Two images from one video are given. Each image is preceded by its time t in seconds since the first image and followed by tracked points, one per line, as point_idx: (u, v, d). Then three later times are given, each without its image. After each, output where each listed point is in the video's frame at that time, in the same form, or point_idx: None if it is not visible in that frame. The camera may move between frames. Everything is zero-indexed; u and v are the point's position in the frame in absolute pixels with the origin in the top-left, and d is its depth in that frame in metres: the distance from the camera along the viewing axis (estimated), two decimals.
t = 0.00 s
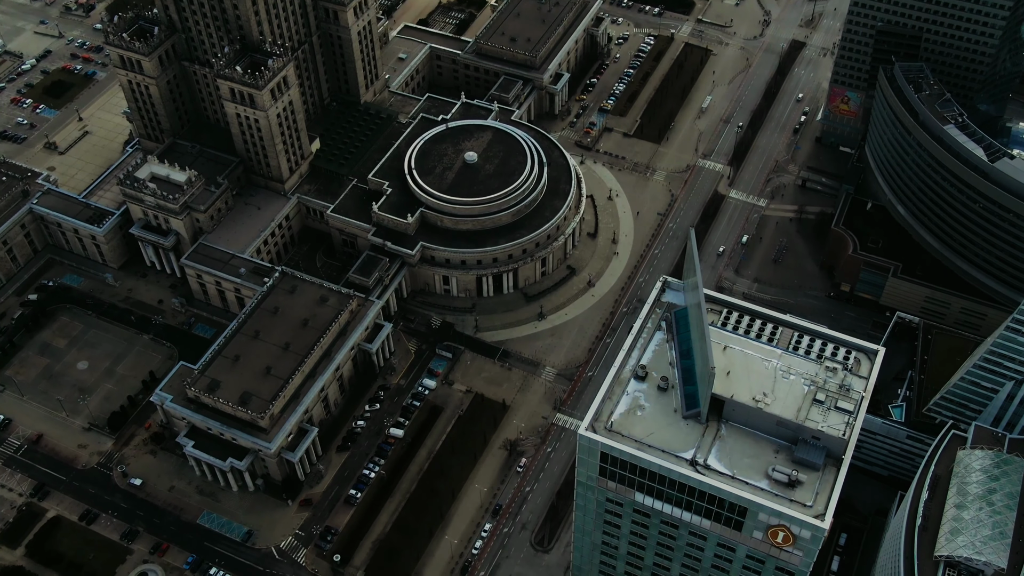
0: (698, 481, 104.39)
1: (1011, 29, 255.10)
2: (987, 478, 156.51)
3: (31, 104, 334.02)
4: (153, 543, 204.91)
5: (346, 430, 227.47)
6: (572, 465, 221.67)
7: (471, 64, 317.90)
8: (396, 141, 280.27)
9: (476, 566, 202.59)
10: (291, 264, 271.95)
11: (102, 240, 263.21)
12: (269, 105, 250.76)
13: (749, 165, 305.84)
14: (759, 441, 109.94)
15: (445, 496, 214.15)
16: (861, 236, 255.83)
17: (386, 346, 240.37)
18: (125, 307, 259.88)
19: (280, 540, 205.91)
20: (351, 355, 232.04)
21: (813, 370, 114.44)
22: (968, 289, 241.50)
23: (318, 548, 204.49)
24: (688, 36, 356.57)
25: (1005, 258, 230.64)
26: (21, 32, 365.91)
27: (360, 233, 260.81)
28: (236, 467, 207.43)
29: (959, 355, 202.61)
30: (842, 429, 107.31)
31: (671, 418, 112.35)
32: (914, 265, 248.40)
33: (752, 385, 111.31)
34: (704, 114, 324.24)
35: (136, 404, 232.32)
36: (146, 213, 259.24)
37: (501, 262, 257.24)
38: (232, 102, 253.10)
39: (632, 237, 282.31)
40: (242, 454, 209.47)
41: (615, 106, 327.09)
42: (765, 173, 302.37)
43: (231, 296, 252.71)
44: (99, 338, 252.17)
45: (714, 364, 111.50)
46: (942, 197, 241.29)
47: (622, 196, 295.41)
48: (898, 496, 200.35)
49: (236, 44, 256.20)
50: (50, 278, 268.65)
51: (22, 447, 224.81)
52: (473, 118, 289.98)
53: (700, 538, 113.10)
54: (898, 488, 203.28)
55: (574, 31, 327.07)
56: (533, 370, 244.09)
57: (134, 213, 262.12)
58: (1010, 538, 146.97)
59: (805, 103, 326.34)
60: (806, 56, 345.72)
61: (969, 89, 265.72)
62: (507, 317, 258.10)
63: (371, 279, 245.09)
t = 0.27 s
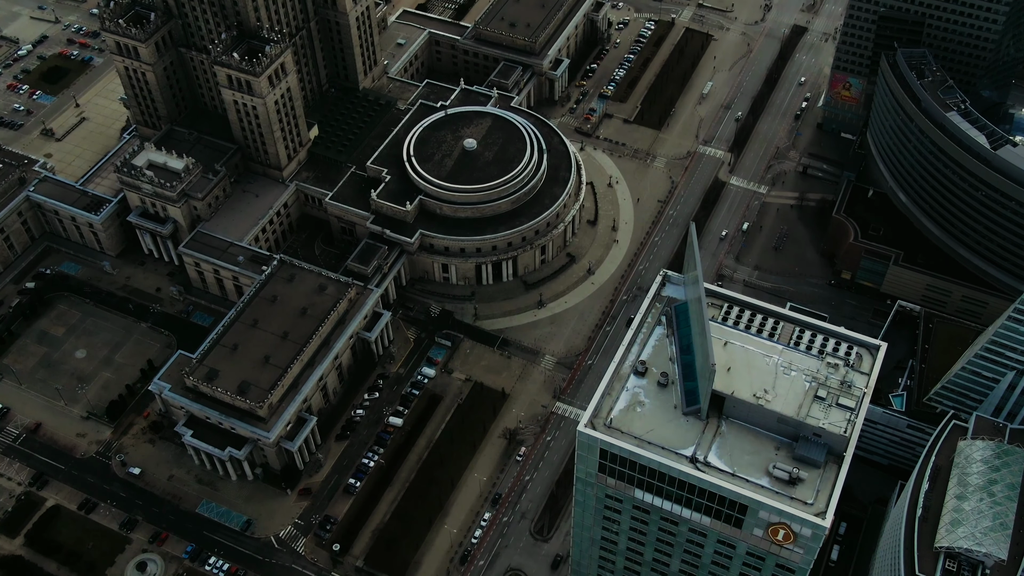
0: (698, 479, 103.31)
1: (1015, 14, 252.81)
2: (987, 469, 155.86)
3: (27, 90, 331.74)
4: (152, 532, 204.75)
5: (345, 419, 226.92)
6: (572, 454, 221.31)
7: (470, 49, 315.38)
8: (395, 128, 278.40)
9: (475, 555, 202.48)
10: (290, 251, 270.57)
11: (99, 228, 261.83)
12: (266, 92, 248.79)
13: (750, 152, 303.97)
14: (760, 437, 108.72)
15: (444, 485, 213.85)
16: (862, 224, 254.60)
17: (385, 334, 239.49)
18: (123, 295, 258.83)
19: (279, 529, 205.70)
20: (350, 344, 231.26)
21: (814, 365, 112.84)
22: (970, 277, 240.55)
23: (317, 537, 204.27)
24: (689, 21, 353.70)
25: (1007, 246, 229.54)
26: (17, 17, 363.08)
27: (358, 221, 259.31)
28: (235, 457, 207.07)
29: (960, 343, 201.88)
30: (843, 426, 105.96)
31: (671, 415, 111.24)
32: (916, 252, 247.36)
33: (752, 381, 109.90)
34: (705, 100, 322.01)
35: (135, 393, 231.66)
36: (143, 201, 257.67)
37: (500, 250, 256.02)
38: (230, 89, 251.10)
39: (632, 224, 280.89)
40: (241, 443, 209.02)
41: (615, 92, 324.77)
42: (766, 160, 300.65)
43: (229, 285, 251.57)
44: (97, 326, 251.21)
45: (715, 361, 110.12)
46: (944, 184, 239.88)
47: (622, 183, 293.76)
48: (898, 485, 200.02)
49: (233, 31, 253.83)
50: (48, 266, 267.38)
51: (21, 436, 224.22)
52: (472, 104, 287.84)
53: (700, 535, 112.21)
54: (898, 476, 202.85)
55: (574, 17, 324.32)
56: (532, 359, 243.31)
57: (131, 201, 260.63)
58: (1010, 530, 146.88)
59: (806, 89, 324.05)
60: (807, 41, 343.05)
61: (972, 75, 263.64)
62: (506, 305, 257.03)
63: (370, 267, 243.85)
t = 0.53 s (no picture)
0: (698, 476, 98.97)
1: None
2: (987, 460, 155.70)
3: (24, 76, 329.45)
4: (151, 522, 204.49)
5: (344, 408, 226.47)
6: (571, 443, 220.95)
7: (469, 35, 312.95)
8: (394, 115, 276.56)
9: (474, 545, 202.30)
10: (288, 239, 269.09)
11: (97, 216, 260.34)
12: (264, 80, 246.93)
13: (751, 138, 302.15)
14: (761, 435, 104.31)
15: (443, 475, 213.53)
16: (863, 211, 253.25)
17: (384, 323, 238.59)
18: (120, 284, 257.64)
19: (278, 518, 205.46)
20: (348, 332, 230.46)
21: (816, 362, 108.34)
22: (970, 265, 239.60)
23: (316, 526, 204.09)
24: (690, 6, 350.93)
25: (1008, 234, 228.35)
26: (13, 2, 360.14)
27: (356, 208, 257.95)
28: (234, 447, 206.61)
29: (960, 332, 201.10)
30: (845, 423, 101.54)
31: (671, 412, 106.81)
32: (918, 240, 245.86)
33: (753, 377, 105.40)
34: (706, 86, 319.83)
35: (133, 382, 230.91)
36: (141, 188, 255.94)
37: (499, 238, 254.81)
38: (227, 76, 249.16)
39: (632, 212, 279.46)
40: (239, 433, 208.44)
41: (616, 78, 322.54)
42: (767, 146, 298.79)
43: (227, 273, 250.51)
44: (95, 314, 250.19)
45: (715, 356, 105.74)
46: (945, 172, 238.31)
47: (622, 170, 292.11)
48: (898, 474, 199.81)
49: (230, 17, 251.60)
50: (45, 254, 266.03)
51: (19, 426, 223.67)
52: (471, 91, 285.80)
53: (699, 533, 107.81)
54: (898, 466, 202.53)
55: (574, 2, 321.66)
56: (532, 347, 242.56)
57: (128, 188, 258.89)
58: (1010, 520, 145.72)
59: (808, 75, 321.85)
60: (809, 26, 340.45)
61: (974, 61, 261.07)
62: (506, 293, 256.02)
63: (368, 256, 242.56)
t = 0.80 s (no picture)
0: (698, 475, 98.03)
1: None
2: (988, 450, 154.65)
3: (19, 61, 326.72)
4: (149, 510, 204.17)
5: (343, 396, 225.81)
6: (570, 431, 220.51)
7: (468, 19, 310.20)
8: (392, 100, 274.54)
9: (473, 533, 202.11)
10: (286, 226, 267.51)
11: (94, 203, 258.67)
12: (261, 65, 244.82)
13: (751, 124, 300.11)
14: (762, 432, 103.26)
15: (443, 463, 213.15)
16: (864, 198, 251.84)
17: (383, 310, 237.52)
18: (118, 271, 256.26)
19: (277, 507, 205.19)
20: (347, 320, 229.55)
21: (818, 359, 107.21)
22: (972, 252, 238.42)
23: (315, 515, 203.83)
24: None
25: (1010, 222, 226.94)
26: None
27: (355, 195, 256.23)
28: (232, 435, 206.03)
29: (961, 321, 200.25)
30: (846, 421, 100.59)
31: (670, 408, 105.79)
32: (919, 227, 244.53)
33: (755, 374, 104.30)
34: (706, 71, 317.39)
35: (131, 370, 230.11)
36: (138, 175, 254.12)
37: (498, 225, 253.38)
38: (224, 62, 246.97)
39: (632, 198, 277.85)
40: (238, 422, 207.80)
41: (616, 63, 319.98)
42: (768, 132, 296.81)
43: (225, 260, 249.27)
44: (93, 302, 249.00)
45: (716, 353, 104.66)
46: (948, 159, 236.55)
47: (622, 156, 290.27)
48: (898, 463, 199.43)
49: (227, 2, 249.14)
50: (42, 241, 264.50)
51: (17, 414, 223.04)
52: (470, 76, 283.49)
53: (699, 530, 106.66)
54: (898, 454, 202.11)
55: None
56: (531, 335, 241.71)
57: (125, 175, 257.12)
58: (1011, 511, 145.30)
59: (809, 60, 319.37)
60: (811, 10, 337.52)
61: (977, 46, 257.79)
62: (505, 280, 254.88)
63: (367, 243, 241.17)
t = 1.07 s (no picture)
0: (698, 473, 97.42)
1: None
2: (989, 442, 154.16)
3: (15, 48, 324.28)
4: (148, 500, 203.93)
5: (342, 385, 225.25)
6: (570, 421, 220.07)
7: (467, 5, 307.64)
8: (391, 87, 272.63)
9: (473, 523, 201.90)
10: (284, 214, 266.11)
11: (91, 191, 257.17)
12: (258, 53, 242.86)
13: (752, 111, 298.17)
14: (763, 430, 102.45)
15: (442, 453, 212.77)
16: (866, 186, 250.76)
17: (382, 300, 236.54)
18: (116, 260, 255.09)
19: (276, 497, 204.90)
20: (345, 309, 228.67)
21: (819, 356, 106.08)
22: (974, 241, 237.34)
23: (314, 505, 203.55)
24: None
25: (1012, 211, 225.57)
26: None
27: (353, 183, 254.62)
28: (231, 425, 205.54)
29: (962, 310, 199.40)
30: (848, 419, 99.61)
31: (670, 406, 104.95)
32: (921, 216, 243.64)
33: (755, 371, 103.30)
34: (707, 57, 315.12)
35: (129, 359, 229.39)
36: (135, 163, 252.53)
37: (498, 213, 252.02)
38: (221, 49, 244.96)
39: (632, 186, 276.36)
40: (237, 411, 207.24)
41: (616, 49, 317.62)
42: (769, 119, 294.90)
43: (223, 249, 248.02)
44: (91, 291, 247.99)
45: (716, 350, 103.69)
46: (950, 147, 234.85)
47: (622, 143, 288.54)
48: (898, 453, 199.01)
49: None
50: (39, 229, 263.15)
51: (15, 403, 222.42)
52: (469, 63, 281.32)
53: (699, 527, 106.09)
54: (899, 444, 201.64)
55: None
56: (531, 324, 240.91)
57: (122, 163, 255.46)
58: (1012, 504, 145.23)
59: (811, 46, 317.06)
60: None
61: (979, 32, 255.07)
62: (504, 269, 253.80)
63: (365, 232, 239.98)
